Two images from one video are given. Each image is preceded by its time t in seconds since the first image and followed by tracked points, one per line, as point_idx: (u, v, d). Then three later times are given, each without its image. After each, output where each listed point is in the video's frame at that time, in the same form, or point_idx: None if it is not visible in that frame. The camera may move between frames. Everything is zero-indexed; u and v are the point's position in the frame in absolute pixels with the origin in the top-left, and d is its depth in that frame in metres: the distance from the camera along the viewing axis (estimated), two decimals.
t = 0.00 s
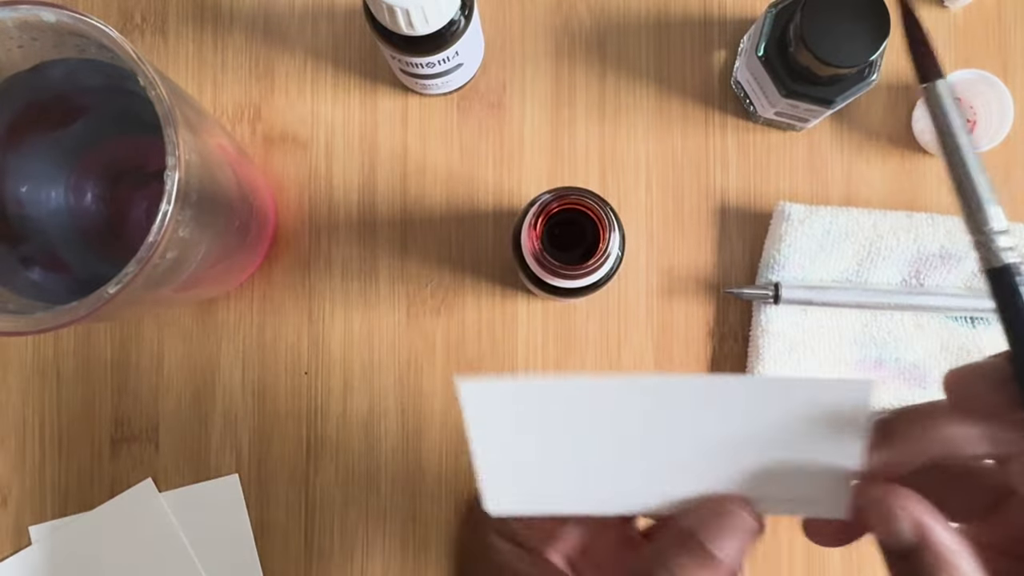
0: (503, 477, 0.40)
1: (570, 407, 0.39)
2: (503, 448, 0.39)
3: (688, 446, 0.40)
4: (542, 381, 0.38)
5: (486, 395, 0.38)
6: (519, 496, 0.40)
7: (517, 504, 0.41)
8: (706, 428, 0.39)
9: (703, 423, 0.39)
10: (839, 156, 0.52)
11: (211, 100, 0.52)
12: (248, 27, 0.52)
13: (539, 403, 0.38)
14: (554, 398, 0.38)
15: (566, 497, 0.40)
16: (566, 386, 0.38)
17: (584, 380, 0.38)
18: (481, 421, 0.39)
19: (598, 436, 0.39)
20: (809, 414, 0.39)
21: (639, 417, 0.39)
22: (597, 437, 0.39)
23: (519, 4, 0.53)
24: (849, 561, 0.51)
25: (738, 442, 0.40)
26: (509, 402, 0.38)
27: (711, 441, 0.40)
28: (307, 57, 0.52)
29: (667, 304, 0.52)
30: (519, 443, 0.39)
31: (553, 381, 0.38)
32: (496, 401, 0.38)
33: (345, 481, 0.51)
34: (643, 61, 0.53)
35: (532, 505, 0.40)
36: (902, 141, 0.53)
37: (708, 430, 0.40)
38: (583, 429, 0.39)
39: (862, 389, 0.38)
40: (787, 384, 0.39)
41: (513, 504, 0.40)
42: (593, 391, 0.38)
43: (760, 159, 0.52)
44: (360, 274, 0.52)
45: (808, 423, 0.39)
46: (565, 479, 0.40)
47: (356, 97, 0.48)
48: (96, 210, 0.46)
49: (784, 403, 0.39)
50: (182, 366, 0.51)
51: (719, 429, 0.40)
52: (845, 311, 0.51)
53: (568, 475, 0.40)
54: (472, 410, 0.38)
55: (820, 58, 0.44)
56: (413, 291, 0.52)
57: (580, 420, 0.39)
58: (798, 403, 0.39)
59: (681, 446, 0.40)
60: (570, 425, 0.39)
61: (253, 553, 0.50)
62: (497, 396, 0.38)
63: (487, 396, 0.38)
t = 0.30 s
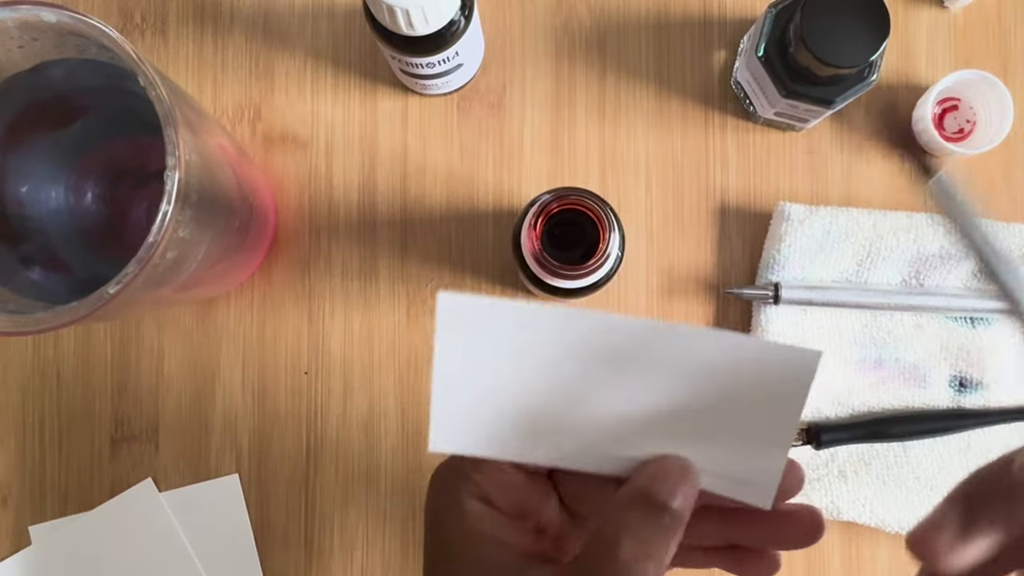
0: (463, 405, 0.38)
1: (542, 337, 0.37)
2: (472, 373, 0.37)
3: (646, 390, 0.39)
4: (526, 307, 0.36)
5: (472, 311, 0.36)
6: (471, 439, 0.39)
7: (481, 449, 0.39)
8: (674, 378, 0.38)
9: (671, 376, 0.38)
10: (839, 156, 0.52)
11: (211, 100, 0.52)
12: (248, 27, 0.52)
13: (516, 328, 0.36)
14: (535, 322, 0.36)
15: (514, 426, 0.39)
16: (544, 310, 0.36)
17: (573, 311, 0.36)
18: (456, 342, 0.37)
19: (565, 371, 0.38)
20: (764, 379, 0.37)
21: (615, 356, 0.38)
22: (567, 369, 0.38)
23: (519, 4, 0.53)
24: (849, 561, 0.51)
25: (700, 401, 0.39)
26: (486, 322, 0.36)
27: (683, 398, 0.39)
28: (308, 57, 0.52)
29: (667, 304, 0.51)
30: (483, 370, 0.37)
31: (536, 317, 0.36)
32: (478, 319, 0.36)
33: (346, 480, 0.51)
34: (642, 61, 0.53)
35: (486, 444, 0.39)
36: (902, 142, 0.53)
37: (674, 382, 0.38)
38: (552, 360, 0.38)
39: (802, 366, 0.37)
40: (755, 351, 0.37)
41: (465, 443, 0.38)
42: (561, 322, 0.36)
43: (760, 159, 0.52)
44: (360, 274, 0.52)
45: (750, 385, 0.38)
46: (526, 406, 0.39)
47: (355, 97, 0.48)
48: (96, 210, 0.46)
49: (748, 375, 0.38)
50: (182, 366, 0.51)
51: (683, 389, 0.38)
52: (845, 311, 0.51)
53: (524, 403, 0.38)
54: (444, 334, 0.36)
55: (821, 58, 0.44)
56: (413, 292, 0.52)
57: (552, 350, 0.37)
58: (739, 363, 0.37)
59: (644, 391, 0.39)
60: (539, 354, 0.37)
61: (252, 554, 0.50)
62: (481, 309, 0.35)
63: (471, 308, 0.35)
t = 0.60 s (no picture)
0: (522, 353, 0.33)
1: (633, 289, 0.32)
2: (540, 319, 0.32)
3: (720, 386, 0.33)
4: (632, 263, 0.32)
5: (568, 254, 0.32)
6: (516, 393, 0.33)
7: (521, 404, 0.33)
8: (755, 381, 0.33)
9: (754, 376, 0.33)
10: (840, 157, 0.52)
11: (211, 100, 0.52)
12: (248, 27, 0.52)
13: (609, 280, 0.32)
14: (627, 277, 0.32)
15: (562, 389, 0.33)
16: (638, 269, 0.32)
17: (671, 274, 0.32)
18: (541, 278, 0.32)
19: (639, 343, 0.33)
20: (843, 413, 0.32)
21: (703, 330, 0.33)
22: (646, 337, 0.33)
23: (519, 4, 0.53)
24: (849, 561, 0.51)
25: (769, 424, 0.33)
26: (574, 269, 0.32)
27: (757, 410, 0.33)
28: (308, 57, 0.52)
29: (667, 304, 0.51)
30: (554, 314, 0.32)
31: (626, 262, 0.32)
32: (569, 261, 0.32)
33: (346, 480, 0.51)
34: (642, 61, 0.53)
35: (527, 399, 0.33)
36: (902, 142, 0.52)
37: (753, 387, 0.33)
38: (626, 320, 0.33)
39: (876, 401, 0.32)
40: (854, 369, 0.32)
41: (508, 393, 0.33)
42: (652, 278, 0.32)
43: (761, 159, 0.52)
44: (360, 274, 0.52)
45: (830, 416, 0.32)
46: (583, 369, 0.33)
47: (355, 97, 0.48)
48: (96, 210, 0.46)
49: (832, 403, 0.32)
50: (182, 366, 0.51)
51: (754, 400, 0.33)
52: (845, 311, 0.52)
53: (580, 371, 0.33)
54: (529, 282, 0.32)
55: (821, 58, 0.44)
56: (413, 292, 0.52)
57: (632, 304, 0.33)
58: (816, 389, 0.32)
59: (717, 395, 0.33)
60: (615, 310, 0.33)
61: (252, 554, 0.50)
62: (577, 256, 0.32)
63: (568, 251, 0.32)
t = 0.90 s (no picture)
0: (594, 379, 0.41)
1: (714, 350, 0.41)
2: (623, 353, 0.41)
3: (770, 448, 0.42)
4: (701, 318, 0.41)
5: (650, 300, 0.40)
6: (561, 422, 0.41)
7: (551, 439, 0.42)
8: (801, 451, 0.42)
9: (804, 448, 0.42)
10: (839, 157, 0.52)
11: (211, 100, 0.52)
12: (248, 27, 0.52)
13: (682, 331, 0.41)
14: (699, 333, 0.41)
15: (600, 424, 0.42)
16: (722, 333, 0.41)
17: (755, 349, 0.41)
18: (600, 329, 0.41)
19: (709, 399, 0.42)
20: (868, 491, 0.41)
21: (773, 398, 0.41)
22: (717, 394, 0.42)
23: (519, 4, 0.53)
24: (849, 561, 0.51)
25: (809, 489, 0.42)
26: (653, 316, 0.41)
27: (800, 473, 0.42)
28: (308, 57, 0.52)
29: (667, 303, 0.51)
30: (628, 352, 0.41)
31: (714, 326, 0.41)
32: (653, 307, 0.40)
33: (346, 480, 0.51)
34: (642, 61, 0.53)
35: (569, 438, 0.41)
36: (902, 141, 0.53)
37: (804, 457, 0.42)
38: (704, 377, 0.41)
39: (909, 495, 0.41)
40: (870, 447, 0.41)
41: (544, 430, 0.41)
42: (730, 342, 0.41)
43: (760, 159, 0.52)
44: (360, 274, 0.52)
45: (855, 492, 0.41)
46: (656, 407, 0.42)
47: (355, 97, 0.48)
48: (96, 210, 0.46)
49: (867, 481, 0.41)
50: (182, 366, 0.51)
51: (797, 468, 0.42)
52: (845, 311, 0.52)
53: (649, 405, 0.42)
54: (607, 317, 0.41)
55: (820, 59, 0.44)
56: (413, 291, 0.52)
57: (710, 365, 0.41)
58: (840, 455, 0.41)
59: (767, 454, 0.42)
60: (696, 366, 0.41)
61: (252, 554, 0.51)
62: (659, 302, 0.40)
63: (650, 296, 0.40)
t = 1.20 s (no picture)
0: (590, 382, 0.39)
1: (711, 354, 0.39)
2: (614, 364, 0.39)
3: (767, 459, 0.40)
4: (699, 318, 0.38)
5: (649, 305, 0.38)
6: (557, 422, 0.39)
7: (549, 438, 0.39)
8: (798, 460, 0.40)
9: (796, 458, 0.40)
10: (839, 156, 0.52)
11: (211, 100, 0.52)
12: (248, 28, 0.52)
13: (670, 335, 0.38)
14: (692, 336, 0.38)
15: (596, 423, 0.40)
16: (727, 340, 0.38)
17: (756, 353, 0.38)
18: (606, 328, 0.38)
19: (702, 410, 0.39)
20: (870, 496, 0.39)
21: (771, 407, 0.39)
22: (710, 406, 0.39)
23: (519, 4, 0.53)
24: (849, 561, 0.51)
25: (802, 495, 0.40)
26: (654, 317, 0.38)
27: (790, 483, 0.40)
28: (308, 57, 0.52)
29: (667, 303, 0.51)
30: (612, 362, 0.39)
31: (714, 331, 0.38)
32: (650, 311, 0.38)
33: (346, 481, 0.51)
34: (642, 61, 0.53)
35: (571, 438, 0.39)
36: (902, 141, 0.53)
37: (798, 465, 0.40)
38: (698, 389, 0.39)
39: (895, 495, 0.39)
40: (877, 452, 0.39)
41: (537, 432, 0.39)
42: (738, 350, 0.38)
43: (760, 159, 0.52)
44: (360, 274, 0.52)
45: (854, 499, 0.40)
46: (651, 420, 0.40)
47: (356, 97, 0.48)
48: (96, 210, 0.46)
49: (861, 485, 0.39)
50: (182, 366, 0.51)
51: (790, 475, 0.40)
52: (845, 311, 0.52)
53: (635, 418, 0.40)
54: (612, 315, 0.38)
55: (820, 58, 0.44)
56: (413, 291, 0.52)
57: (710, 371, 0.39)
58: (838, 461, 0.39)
59: (761, 463, 0.40)
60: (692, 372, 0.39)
61: (253, 554, 0.51)
62: (659, 310, 0.38)
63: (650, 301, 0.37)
